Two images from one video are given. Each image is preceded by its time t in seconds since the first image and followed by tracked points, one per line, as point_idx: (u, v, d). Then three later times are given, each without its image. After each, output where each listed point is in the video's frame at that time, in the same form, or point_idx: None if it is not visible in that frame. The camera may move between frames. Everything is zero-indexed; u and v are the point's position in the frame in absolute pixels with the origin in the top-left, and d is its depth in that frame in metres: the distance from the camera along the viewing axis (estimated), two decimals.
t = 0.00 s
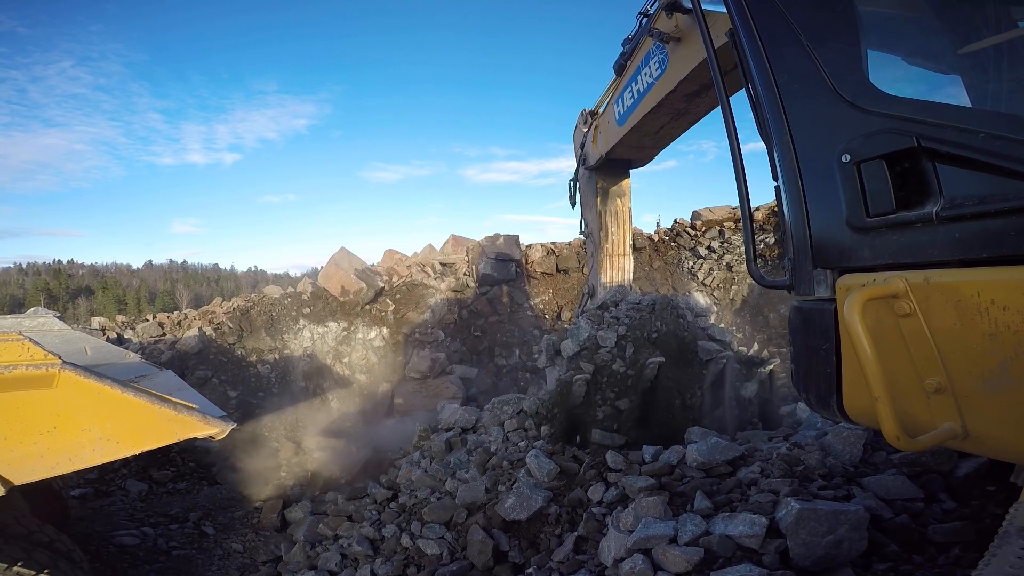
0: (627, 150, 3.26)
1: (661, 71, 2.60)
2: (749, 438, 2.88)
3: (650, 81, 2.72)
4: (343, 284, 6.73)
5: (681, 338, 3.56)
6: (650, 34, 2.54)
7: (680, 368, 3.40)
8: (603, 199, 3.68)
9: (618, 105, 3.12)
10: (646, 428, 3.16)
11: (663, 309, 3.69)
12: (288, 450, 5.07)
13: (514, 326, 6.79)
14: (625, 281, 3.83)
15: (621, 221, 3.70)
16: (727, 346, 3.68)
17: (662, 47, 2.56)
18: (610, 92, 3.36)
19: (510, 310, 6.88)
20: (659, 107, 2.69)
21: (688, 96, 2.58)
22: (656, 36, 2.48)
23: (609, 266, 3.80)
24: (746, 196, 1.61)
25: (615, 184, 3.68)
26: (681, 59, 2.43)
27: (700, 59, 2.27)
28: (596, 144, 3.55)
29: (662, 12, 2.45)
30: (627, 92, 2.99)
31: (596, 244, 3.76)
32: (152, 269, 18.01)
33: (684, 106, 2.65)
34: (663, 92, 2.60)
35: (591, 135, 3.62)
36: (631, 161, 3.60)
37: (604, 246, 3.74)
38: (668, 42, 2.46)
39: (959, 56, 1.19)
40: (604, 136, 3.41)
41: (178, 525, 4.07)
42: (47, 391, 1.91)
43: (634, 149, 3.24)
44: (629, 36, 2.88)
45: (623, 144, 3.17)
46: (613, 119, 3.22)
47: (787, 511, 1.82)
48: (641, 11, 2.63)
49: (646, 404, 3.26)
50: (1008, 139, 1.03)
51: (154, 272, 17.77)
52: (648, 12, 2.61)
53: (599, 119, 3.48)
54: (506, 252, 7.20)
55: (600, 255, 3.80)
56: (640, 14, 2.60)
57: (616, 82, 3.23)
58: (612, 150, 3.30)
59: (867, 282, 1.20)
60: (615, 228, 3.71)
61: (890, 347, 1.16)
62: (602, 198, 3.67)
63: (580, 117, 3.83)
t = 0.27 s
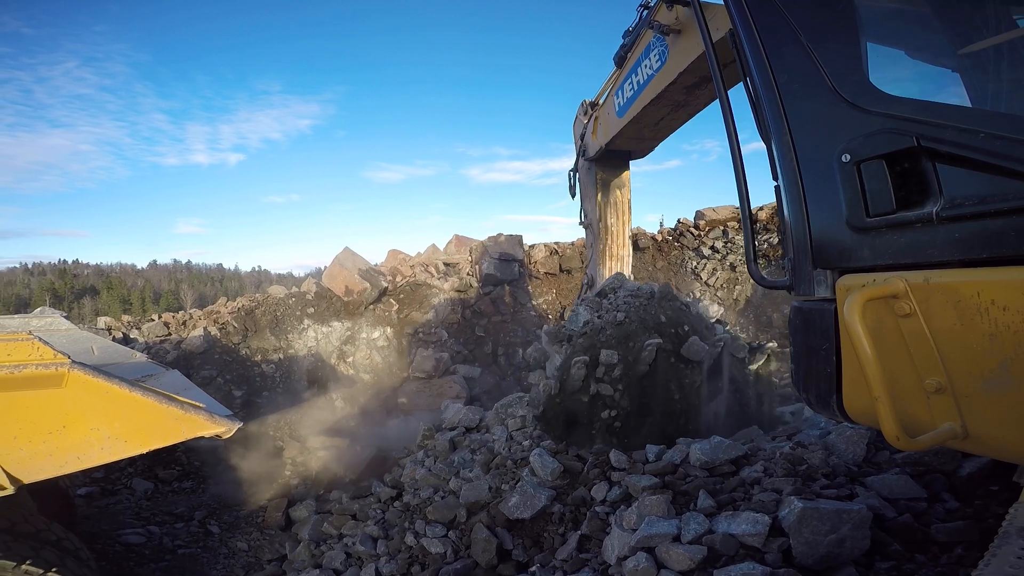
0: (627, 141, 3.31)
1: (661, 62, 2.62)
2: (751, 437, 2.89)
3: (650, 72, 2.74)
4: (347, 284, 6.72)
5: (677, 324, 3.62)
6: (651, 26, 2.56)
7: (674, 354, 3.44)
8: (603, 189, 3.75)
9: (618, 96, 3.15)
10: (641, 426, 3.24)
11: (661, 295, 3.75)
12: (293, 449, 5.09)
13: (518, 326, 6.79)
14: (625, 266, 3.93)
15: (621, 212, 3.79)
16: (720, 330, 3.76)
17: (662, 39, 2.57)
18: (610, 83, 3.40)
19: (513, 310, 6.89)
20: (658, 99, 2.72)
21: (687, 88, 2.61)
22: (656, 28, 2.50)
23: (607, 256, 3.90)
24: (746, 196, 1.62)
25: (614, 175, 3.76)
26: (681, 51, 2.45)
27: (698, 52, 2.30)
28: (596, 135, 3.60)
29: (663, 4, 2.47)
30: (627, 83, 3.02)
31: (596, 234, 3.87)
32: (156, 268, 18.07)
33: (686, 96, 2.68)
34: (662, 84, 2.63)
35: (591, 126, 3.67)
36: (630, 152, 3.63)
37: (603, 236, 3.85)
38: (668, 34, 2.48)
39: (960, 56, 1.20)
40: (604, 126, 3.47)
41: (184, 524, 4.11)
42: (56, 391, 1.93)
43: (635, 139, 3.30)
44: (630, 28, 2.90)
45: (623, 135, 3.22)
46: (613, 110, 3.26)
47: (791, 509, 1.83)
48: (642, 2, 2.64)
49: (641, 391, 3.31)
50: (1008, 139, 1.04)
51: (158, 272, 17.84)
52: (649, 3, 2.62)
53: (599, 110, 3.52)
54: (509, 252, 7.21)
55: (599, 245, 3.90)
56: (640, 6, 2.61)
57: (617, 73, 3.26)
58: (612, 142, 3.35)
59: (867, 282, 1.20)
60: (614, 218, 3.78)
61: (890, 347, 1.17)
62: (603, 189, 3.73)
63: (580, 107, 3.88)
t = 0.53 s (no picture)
0: (627, 131, 3.29)
1: (661, 53, 2.62)
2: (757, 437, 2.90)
3: (651, 63, 2.74)
4: (355, 284, 6.86)
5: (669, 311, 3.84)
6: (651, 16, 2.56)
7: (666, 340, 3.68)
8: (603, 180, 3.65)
9: (618, 87, 3.15)
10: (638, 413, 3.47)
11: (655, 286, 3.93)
12: (302, 447, 5.14)
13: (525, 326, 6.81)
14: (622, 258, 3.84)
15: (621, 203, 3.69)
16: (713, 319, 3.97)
17: (663, 29, 2.57)
18: (610, 73, 3.37)
19: (520, 309, 6.88)
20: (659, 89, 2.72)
21: (687, 79, 2.63)
22: (656, 18, 2.49)
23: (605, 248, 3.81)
24: (746, 196, 1.63)
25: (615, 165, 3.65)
26: (682, 41, 2.45)
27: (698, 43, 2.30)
28: (595, 125, 3.55)
29: None
30: (627, 74, 3.02)
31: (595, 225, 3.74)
32: (165, 268, 18.20)
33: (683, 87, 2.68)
34: (662, 75, 2.64)
35: (591, 115, 3.63)
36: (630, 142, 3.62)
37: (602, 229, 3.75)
38: (669, 24, 2.47)
39: (960, 56, 1.21)
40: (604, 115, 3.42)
41: (194, 521, 4.16)
42: (73, 389, 1.97)
43: (636, 130, 3.29)
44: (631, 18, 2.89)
45: (623, 126, 3.22)
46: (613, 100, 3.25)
47: (797, 507, 1.84)
48: None
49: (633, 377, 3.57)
50: (1008, 139, 1.05)
51: (167, 272, 17.97)
52: None
53: (599, 100, 3.48)
54: (515, 251, 7.23)
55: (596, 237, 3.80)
56: None
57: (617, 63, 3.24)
58: (612, 132, 3.32)
59: (867, 282, 1.22)
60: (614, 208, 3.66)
61: (890, 347, 1.19)
62: (602, 177, 3.61)
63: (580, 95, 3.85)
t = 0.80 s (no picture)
0: (627, 122, 3.32)
1: (661, 44, 2.65)
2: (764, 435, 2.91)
3: (651, 54, 2.77)
4: (365, 283, 6.92)
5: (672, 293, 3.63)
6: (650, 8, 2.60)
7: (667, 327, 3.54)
8: (603, 171, 3.71)
9: (619, 78, 3.17)
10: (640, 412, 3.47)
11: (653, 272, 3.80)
12: (314, 445, 5.20)
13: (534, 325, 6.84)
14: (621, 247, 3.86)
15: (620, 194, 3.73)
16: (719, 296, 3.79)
17: (663, 21, 2.61)
18: (610, 65, 3.42)
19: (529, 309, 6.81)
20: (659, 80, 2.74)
21: (686, 71, 2.66)
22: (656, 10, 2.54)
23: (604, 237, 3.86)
24: (746, 196, 1.65)
25: (614, 157, 3.71)
26: (682, 32, 2.48)
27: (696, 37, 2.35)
28: (595, 116, 3.61)
29: None
30: (628, 65, 3.04)
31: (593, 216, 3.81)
32: (177, 268, 18.36)
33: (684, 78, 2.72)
34: (662, 66, 2.66)
35: (591, 107, 3.69)
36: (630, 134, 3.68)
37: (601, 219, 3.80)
38: (668, 16, 2.52)
39: (961, 56, 1.24)
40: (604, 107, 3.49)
41: (209, 518, 4.24)
42: (97, 386, 2.02)
43: (636, 123, 3.35)
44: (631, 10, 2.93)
45: (623, 118, 3.28)
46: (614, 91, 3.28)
47: (804, 504, 1.87)
48: None
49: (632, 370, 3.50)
50: (1007, 139, 1.07)
51: (179, 272, 18.13)
52: None
53: (599, 91, 3.54)
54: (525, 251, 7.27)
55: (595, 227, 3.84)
56: None
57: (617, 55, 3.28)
58: (612, 123, 3.35)
59: (867, 282, 1.24)
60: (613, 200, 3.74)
61: (890, 347, 1.21)
62: (602, 169, 3.68)
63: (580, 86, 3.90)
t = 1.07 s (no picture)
0: (626, 112, 3.56)
1: (661, 34, 2.83)
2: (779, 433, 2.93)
3: (651, 44, 2.95)
4: (382, 283, 7.03)
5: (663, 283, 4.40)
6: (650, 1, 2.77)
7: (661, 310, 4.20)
8: (603, 161, 3.99)
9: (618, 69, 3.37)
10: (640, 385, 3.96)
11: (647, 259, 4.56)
12: (332, 442, 5.29)
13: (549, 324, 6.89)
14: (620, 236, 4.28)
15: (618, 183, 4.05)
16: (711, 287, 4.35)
17: (663, 12, 2.77)
18: (610, 56, 3.63)
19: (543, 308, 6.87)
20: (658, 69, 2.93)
21: (685, 62, 2.84)
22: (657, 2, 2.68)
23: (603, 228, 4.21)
24: (746, 195, 1.68)
25: (614, 148, 4.00)
26: (681, 24, 2.66)
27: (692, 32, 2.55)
28: (595, 106, 3.85)
29: None
30: (628, 56, 3.23)
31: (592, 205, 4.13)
32: (196, 268, 18.63)
33: (683, 70, 2.91)
34: (662, 56, 2.84)
35: (591, 97, 3.93)
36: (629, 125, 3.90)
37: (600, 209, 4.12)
38: (669, 7, 2.66)
39: (962, 56, 1.27)
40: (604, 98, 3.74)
41: (231, 514, 4.35)
42: (132, 382, 2.10)
43: (635, 113, 3.57)
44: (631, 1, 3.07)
45: (623, 107, 3.48)
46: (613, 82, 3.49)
47: (817, 498, 1.90)
48: None
49: (633, 350, 4.03)
50: (1007, 139, 1.11)
51: (197, 272, 18.39)
52: None
53: (599, 83, 3.77)
54: (539, 251, 7.32)
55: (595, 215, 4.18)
56: None
57: (617, 47, 3.48)
58: (612, 112, 3.60)
59: (867, 283, 1.27)
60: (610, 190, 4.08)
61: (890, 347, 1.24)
62: (602, 160, 3.98)
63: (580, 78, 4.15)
